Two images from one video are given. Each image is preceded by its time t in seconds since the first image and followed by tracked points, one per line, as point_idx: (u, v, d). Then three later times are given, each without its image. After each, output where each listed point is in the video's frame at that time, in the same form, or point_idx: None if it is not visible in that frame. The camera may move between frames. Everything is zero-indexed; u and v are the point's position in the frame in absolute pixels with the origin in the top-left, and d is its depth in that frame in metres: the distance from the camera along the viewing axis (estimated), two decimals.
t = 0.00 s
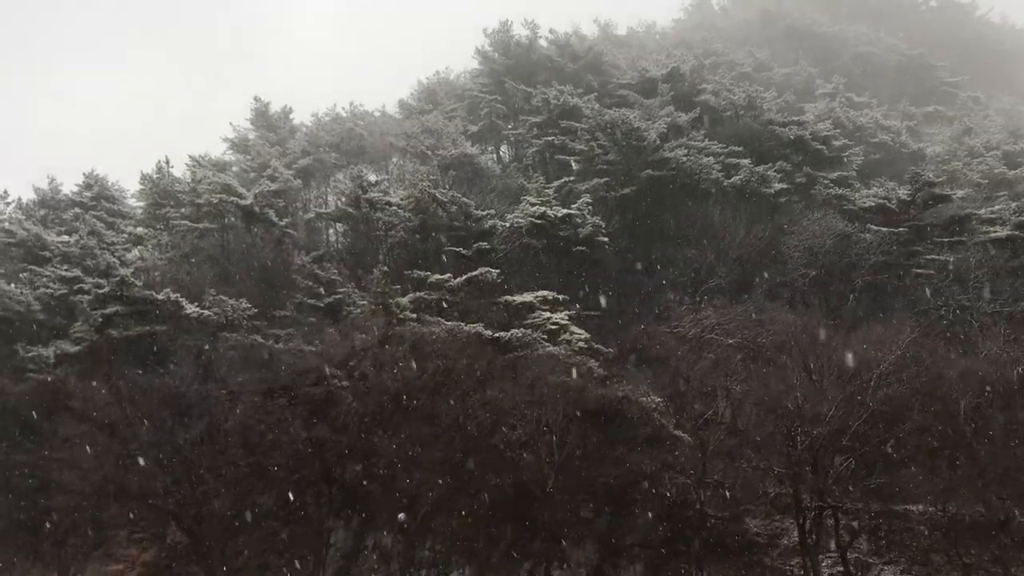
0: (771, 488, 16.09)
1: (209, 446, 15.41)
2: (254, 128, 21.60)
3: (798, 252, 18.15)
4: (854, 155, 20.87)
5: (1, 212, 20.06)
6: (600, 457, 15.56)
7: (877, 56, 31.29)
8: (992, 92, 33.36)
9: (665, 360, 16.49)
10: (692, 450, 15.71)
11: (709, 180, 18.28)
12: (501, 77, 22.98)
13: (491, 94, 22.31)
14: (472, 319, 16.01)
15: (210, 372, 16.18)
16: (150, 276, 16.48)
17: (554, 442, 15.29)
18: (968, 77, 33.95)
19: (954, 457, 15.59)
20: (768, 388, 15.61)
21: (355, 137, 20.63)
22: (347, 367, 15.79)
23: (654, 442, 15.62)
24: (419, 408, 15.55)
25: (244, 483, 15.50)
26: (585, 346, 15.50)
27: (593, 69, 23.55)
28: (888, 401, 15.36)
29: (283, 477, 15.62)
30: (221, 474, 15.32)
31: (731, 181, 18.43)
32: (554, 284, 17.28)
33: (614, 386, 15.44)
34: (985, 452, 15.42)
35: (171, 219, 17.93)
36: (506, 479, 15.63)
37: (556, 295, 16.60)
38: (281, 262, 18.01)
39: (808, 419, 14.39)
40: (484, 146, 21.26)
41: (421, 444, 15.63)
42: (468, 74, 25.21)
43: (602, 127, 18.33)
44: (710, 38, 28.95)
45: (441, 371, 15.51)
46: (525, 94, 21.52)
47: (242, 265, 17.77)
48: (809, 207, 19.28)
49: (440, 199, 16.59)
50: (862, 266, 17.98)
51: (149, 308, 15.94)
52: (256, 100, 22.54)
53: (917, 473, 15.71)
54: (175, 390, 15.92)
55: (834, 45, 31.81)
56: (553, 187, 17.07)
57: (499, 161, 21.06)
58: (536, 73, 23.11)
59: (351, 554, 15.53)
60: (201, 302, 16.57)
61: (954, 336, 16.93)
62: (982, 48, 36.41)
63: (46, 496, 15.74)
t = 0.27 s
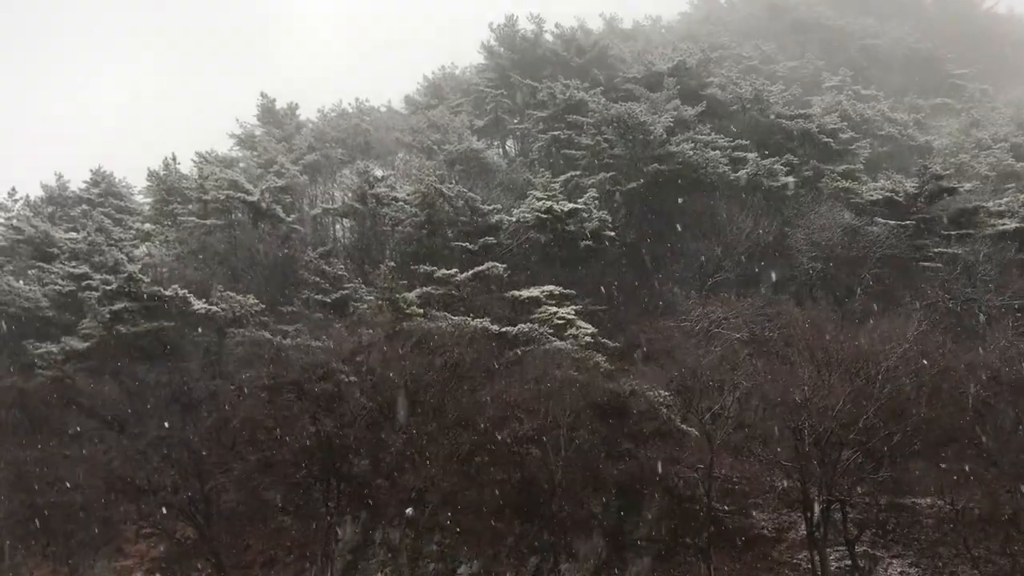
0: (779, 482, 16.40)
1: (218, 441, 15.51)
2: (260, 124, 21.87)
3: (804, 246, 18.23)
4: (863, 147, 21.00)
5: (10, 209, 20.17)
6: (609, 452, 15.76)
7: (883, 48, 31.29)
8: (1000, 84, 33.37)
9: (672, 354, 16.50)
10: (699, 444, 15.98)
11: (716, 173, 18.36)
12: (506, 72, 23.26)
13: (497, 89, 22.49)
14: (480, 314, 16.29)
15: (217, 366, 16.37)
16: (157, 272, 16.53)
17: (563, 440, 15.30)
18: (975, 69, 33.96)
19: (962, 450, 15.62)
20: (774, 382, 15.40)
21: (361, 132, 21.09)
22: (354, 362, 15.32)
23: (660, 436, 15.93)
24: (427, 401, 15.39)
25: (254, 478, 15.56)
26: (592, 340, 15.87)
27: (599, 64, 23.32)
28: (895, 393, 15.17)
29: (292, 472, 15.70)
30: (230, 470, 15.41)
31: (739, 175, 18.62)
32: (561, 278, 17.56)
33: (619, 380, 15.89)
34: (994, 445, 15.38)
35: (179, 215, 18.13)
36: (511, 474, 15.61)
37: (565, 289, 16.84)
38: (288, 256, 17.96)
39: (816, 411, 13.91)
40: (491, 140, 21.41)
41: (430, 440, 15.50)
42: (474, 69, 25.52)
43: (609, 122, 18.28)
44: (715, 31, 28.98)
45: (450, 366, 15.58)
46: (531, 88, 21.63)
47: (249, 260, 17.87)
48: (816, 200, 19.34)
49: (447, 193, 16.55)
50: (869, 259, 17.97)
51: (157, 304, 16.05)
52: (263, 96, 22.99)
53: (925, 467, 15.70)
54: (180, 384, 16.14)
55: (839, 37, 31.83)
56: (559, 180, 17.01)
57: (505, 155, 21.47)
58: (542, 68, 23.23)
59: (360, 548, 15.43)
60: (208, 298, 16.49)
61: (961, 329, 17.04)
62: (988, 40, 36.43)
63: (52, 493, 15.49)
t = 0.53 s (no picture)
0: (789, 479, 16.40)
1: (227, 438, 15.25)
2: (269, 122, 22.54)
3: (814, 242, 18.07)
4: (871, 144, 21.08)
5: (21, 207, 20.32)
6: (619, 449, 15.61)
7: (892, 43, 31.21)
8: (1010, 78, 33.27)
9: (682, 351, 16.42)
10: (711, 442, 15.64)
11: (725, 169, 18.17)
12: (513, 69, 23.12)
13: (504, 85, 22.56)
14: (489, 311, 16.38)
15: (227, 363, 16.60)
16: (167, 270, 16.63)
17: (571, 437, 15.29)
18: (985, 64, 33.85)
19: (974, 446, 15.55)
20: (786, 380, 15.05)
21: (370, 130, 21.57)
22: (364, 360, 15.24)
23: (672, 433, 15.79)
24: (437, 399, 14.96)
25: (266, 475, 15.47)
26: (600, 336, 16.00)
27: (607, 61, 23.40)
28: (903, 391, 15.06)
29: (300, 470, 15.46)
30: (239, 467, 15.23)
31: (747, 171, 18.63)
32: (571, 275, 17.75)
33: (628, 376, 15.98)
34: (1005, 442, 15.40)
35: (189, 214, 18.40)
36: (519, 472, 15.45)
37: (573, 286, 16.96)
38: (297, 252, 17.94)
39: (824, 407, 13.67)
40: (499, 137, 21.64)
41: (437, 437, 15.15)
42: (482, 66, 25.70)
43: (617, 118, 18.28)
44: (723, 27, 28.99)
45: (459, 364, 15.57)
46: (538, 85, 21.78)
47: (260, 260, 17.80)
48: (825, 196, 19.46)
49: (455, 191, 16.51)
50: (878, 255, 17.94)
51: (167, 302, 16.17)
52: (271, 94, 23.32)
53: (937, 463, 15.66)
54: (190, 384, 16.06)
55: (848, 32, 31.80)
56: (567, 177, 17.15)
57: (513, 151, 21.76)
58: (550, 64, 23.30)
59: (368, 546, 15.86)
60: (218, 296, 16.59)
61: (972, 324, 17.01)
62: (998, 34, 36.31)
63: (64, 490, 15.71)
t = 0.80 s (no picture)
0: (797, 477, 16.21)
1: (237, 435, 15.38)
2: (278, 121, 22.78)
3: (823, 240, 18.07)
4: (881, 141, 21.00)
5: (31, 205, 20.44)
6: (627, 448, 15.63)
7: (902, 40, 31.16)
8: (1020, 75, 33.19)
9: (688, 348, 16.58)
10: (717, 440, 15.71)
11: (733, 168, 18.32)
12: (521, 68, 23.18)
13: (513, 83, 22.65)
14: (496, 309, 16.37)
15: (236, 362, 16.73)
16: (176, 268, 16.67)
17: (580, 435, 14.99)
18: (994, 60, 33.78)
19: (984, 445, 15.46)
20: (793, 378, 15.06)
21: (380, 128, 21.63)
22: (372, 358, 15.12)
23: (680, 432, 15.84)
24: (444, 398, 14.83)
25: (273, 474, 15.71)
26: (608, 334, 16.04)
27: (615, 58, 23.60)
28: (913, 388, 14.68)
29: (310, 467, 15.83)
30: (248, 464, 15.13)
31: (755, 169, 18.71)
32: (580, 273, 17.95)
33: (636, 375, 15.96)
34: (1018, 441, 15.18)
35: (198, 212, 18.48)
36: (529, 470, 15.30)
37: (581, 285, 16.90)
38: (306, 251, 18.12)
39: (834, 406, 13.50)
40: (507, 136, 21.89)
41: (446, 436, 14.78)
42: (490, 64, 25.78)
43: (625, 116, 18.29)
44: (731, 24, 28.97)
45: (466, 361, 15.33)
46: (546, 83, 21.95)
47: (268, 259, 18.01)
48: (834, 194, 19.47)
49: (462, 189, 16.64)
50: (887, 253, 17.84)
51: (177, 300, 16.20)
52: (280, 93, 23.52)
53: (946, 462, 15.70)
54: (201, 381, 16.68)
55: (858, 29, 31.70)
56: (575, 176, 17.18)
57: (521, 149, 21.87)
58: (558, 63, 23.38)
59: (377, 543, 15.89)
60: (227, 294, 16.71)
61: (983, 322, 16.92)
62: (1008, 31, 36.22)
63: (72, 488, 15.72)
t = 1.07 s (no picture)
0: (803, 477, 15.76)
1: (243, 432, 15.34)
2: (284, 119, 22.84)
3: (829, 238, 18.12)
4: (888, 138, 20.94)
5: (38, 203, 20.53)
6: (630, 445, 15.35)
7: (909, 37, 31.09)
8: None
9: (694, 346, 16.56)
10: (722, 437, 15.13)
11: (739, 165, 18.38)
12: (527, 65, 23.32)
13: (518, 81, 22.76)
14: (501, 307, 16.40)
15: (243, 360, 16.52)
16: (182, 266, 16.67)
17: (585, 433, 15.06)
18: (1002, 57, 33.67)
19: (989, 444, 15.53)
20: (798, 376, 15.08)
21: (384, 126, 21.48)
22: (378, 356, 15.31)
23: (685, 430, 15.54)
24: (446, 397, 15.24)
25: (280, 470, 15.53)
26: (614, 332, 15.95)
27: (621, 56, 23.71)
28: (919, 387, 14.48)
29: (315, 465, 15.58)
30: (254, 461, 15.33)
31: (762, 166, 18.77)
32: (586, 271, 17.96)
33: (642, 374, 15.70)
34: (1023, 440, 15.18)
35: (204, 210, 18.52)
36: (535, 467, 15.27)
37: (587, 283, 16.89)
38: (312, 250, 18.18)
39: (841, 405, 13.47)
40: (513, 133, 21.91)
41: (450, 432, 15.13)
42: (496, 62, 25.80)
43: (631, 114, 18.26)
44: (737, 21, 28.92)
45: (472, 359, 15.62)
46: (552, 80, 21.97)
47: (275, 257, 18.02)
48: (840, 191, 19.53)
49: (469, 186, 16.49)
50: (894, 251, 17.86)
51: (183, 298, 16.16)
52: (286, 91, 23.61)
53: (952, 461, 15.66)
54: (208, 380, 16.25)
55: (865, 26, 31.60)
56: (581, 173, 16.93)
57: (527, 147, 21.90)
58: (564, 60, 23.41)
59: (383, 541, 15.90)
60: (233, 292, 16.74)
61: (990, 320, 16.89)
62: (1016, 28, 36.11)
63: (79, 485, 15.74)
